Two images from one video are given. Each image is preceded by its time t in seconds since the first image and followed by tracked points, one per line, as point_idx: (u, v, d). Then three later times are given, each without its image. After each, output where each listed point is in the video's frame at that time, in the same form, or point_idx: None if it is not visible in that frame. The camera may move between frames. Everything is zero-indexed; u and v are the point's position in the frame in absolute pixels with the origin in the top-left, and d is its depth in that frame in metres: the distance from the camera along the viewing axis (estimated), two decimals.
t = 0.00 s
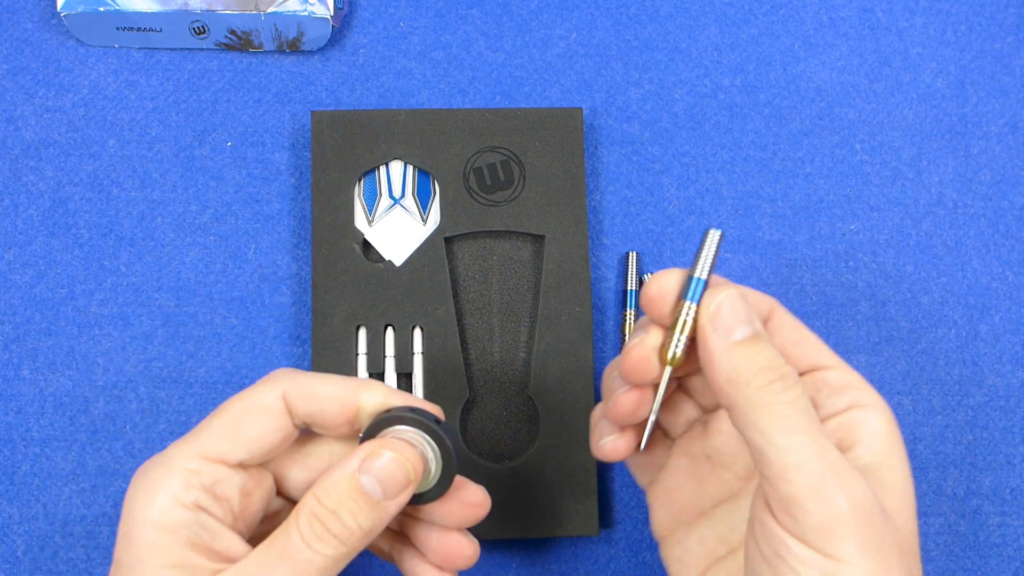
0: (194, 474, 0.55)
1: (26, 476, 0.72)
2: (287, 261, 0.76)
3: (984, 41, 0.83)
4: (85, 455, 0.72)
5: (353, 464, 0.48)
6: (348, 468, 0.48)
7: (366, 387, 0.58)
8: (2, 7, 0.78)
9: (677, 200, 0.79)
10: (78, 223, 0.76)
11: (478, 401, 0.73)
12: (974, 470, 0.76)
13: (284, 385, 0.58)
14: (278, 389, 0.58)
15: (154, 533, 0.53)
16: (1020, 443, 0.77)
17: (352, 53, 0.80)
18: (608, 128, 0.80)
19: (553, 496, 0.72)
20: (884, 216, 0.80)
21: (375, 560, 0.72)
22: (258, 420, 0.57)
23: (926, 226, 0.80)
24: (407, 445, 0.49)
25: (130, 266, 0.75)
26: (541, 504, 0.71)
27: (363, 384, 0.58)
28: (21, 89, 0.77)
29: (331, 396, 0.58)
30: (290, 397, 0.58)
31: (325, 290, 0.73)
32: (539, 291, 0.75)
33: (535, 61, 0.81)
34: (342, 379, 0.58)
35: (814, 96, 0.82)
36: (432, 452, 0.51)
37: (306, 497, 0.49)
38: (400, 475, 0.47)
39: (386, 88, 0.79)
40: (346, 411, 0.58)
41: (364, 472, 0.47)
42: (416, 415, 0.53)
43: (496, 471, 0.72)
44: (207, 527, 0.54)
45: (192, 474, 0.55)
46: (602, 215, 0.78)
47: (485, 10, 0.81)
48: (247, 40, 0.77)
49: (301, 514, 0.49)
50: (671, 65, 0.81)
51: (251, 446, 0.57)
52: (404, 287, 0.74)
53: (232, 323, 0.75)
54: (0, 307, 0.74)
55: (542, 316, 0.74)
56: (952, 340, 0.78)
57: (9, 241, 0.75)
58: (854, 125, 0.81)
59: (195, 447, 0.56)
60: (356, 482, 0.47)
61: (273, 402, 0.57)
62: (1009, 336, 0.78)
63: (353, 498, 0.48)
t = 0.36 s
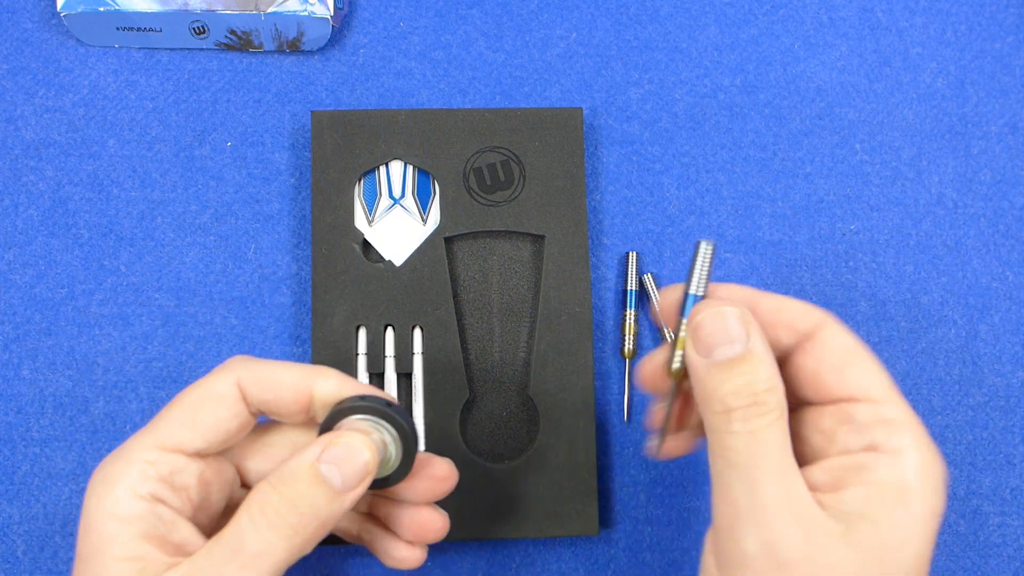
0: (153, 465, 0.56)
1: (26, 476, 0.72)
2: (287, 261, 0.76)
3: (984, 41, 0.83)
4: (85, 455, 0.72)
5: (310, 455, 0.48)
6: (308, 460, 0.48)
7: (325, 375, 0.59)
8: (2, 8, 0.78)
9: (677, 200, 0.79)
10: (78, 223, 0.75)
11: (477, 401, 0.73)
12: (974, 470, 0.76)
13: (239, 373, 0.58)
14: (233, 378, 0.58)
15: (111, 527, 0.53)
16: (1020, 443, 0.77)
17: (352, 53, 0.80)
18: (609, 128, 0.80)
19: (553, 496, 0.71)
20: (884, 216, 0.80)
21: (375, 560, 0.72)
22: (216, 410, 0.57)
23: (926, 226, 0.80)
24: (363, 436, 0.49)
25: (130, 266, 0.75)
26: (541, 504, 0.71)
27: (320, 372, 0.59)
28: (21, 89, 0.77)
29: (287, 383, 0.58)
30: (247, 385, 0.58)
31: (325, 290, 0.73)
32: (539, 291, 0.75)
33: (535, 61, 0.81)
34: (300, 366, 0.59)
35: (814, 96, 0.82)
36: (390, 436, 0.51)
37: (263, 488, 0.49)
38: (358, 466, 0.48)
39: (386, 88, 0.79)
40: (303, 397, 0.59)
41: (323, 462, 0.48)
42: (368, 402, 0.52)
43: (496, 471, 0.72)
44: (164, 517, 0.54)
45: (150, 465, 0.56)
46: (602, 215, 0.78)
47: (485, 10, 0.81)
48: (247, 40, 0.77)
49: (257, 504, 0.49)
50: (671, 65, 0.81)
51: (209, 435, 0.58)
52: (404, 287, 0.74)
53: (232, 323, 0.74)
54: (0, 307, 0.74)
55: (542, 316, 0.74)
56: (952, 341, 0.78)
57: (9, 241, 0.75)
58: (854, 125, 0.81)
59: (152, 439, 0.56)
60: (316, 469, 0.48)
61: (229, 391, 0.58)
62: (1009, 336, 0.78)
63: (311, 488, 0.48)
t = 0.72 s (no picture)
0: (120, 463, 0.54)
1: (26, 476, 0.72)
2: (287, 261, 0.76)
3: (984, 41, 0.83)
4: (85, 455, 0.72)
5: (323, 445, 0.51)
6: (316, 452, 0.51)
7: (327, 389, 0.56)
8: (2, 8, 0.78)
9: (677, 200, 0.79)
10: (78, 223, 0.76)
11: (477, 401, 0.73)
12: (974, 470, 0.76)
13: (232, 396, 0.54)
14: (222, 394, 0.54)
15: (77, 518, 0.53)
16: (1020, 444, 0.77)
17: (352, 53, 0.80)
18: (609, 128, 0.80)
19: (553, 496, 0.71)
20: (884, 216, 0.80)
21: (375, 560, 0.72)
22: (200, 424, 0.54)
23: (926, 226, 0.80)
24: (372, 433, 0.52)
25: (130, 266, 0.75)
26: (541, 504, 0.71)
27: (325, 386, 0.56)
28: (21, 89, 0.77)
29: (282, 400, 0.55)
30: (238, 400, 0.55)
31: (325, 290, 0.73)
32: (539, 291, 0.75)
33: (535, 61, 0.81)
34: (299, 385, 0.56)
35: (815, 96, 0.82)
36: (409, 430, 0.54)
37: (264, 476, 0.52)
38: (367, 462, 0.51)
39: (386, 88, 0.79)
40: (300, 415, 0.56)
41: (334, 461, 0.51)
42: (384, 408, 0.53)
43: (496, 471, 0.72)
44: (134, 508, 0.54)
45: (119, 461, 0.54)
46: (602, 215, 0.78)
47: (485, 10, 0.81)
48: (247, 40, 0.77)
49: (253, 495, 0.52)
50: (671, 65, 0.81)
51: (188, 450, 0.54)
52: (404, 287, 0.74)
53: (232, 323, 0.74)
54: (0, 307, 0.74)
55: (542, 316, 0.74)
56: (952, 341, 0.78)
57: (9, 241, 0.75)
58: (854, 125, 0.81)
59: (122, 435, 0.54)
60: (325, 469, 0.51)
61: (214, 406, 0.54)
62: (1009, 336, 0.78)
63: (317, 485, 0.51)
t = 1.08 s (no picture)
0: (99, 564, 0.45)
1: (26, 476, 0.72)
2: (287, 261, 0.76)
3: (984, 41, 0.83)
4: (85, 455, 0.72)
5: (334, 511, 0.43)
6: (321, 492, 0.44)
7: (314, 428, 0.50)
8: (2, 8, 0.78)
9: (677, 200, 0.79)
10: (78, 223, 0.76)
11: (478, 401, 0.74)
12: (974, 470, 0.76)
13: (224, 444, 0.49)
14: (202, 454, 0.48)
15: None
16: (1020, 444, 0.77)
17: (352, 53, 0.80)
18: (608, 128, 0.80)
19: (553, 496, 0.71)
20: (884, 216, 0.80)
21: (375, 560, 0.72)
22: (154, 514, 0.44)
23: (926, 226, 0.80)
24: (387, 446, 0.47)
25: (130, 266, 0.75)
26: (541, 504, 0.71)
27: (315, 424, 0.50)
28: (21, 89, 0.77)
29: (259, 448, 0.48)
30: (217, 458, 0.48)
31: (325, 290, 0.73)
32: (539, 291, 0.75)
33: (535, 61, 0.81)
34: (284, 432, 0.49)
35: (815, 96, 0.82)
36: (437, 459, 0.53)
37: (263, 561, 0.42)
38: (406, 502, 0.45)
39: (386, 88, 0.79)
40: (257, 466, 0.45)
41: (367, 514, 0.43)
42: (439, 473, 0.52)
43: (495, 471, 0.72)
44: None
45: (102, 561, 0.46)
46: (602, 215, 0.78)
47: (485, 10, 0.81)
48: (247, 40, 0.77)
49: None
50: (671, 65, 0.81)
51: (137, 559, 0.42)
52: (404, 286, 0.74)
53: (232, 323, 0.74)
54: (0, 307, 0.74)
55: (542, 317, 0.74)
56: (952, 341, 0.78)
57: (9, 241, 0.75)
58: (854, 125, 0.81)
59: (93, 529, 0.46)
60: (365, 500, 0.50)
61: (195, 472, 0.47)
62: (1009, 336, 0.78)
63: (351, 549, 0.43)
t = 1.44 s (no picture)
0: None
1: (26, 476, 0.72)
2: (287, 261, 0.76)
3: (984, 41, 0.83)
4: (85, 455, 0.72)
5: None
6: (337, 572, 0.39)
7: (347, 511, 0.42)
8: (2, 7, 0.78)
9: (677, 200, 0.79)
10: (78, 223, 0.75)
11: (478, 400, 0.74)
12: (974, 470, 0.76)
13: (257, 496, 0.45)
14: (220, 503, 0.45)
15: None
16: (1020, 443, 0.77)
17: (353, 53, 0.80)
18: (609, 128, 0.80)
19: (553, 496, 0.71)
20: (884, 216, 0.80)
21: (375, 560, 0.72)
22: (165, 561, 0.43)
23: (926, 227, 0.80)
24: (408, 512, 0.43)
25: (130, 266, 0.75)
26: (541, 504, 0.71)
27: (349, 507, 0.42)
28: (20, 89, 0.77)
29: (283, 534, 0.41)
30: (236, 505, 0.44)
31: (325, 290, 0.73)
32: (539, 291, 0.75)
33: (535, 61, 0.81)
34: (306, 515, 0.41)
35: (815, 96, 0.82)
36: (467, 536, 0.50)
37: None
38: None
39: (386, 88, 0.79)
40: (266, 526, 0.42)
41: None
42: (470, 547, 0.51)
43: (495, 471, 0.72)
44: None
45: None
46: (602, 215, 0.78)
47: (485, 10, 0.81)
48: (247, 40, 0.77)
49: None
50: (671, 65, 0.81)
51: None
52: (404, 286, 0.74)
53: (232, 323, 0.74)
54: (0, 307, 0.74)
55: (542, 317, 0.74)
56: (952, 341, 0.78)
57: (9, 241, 0.75)
58: (854, 125, 0.81)
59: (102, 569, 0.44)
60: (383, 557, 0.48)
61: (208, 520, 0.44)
62: (1009, 336, 0.79)
63: None
